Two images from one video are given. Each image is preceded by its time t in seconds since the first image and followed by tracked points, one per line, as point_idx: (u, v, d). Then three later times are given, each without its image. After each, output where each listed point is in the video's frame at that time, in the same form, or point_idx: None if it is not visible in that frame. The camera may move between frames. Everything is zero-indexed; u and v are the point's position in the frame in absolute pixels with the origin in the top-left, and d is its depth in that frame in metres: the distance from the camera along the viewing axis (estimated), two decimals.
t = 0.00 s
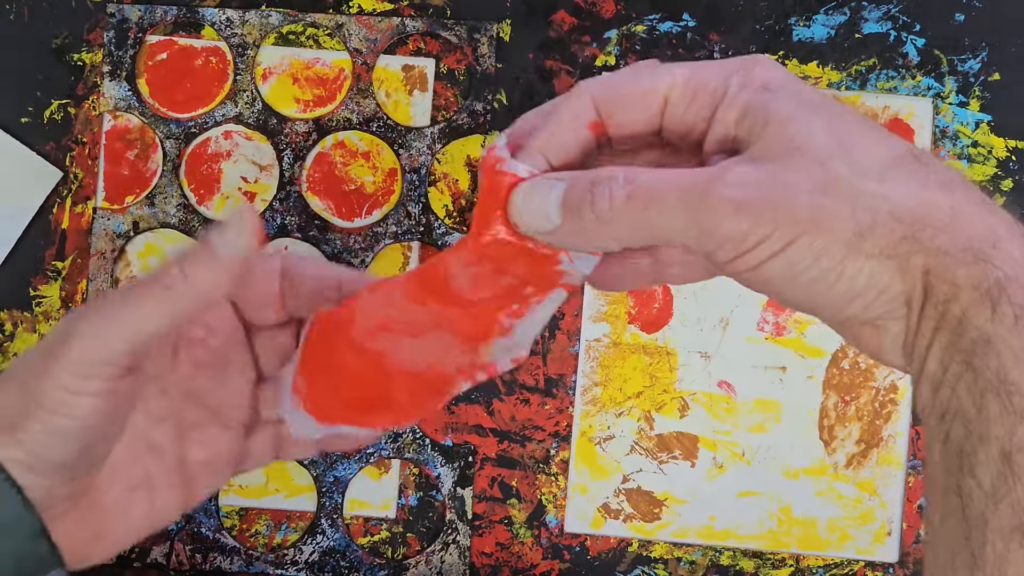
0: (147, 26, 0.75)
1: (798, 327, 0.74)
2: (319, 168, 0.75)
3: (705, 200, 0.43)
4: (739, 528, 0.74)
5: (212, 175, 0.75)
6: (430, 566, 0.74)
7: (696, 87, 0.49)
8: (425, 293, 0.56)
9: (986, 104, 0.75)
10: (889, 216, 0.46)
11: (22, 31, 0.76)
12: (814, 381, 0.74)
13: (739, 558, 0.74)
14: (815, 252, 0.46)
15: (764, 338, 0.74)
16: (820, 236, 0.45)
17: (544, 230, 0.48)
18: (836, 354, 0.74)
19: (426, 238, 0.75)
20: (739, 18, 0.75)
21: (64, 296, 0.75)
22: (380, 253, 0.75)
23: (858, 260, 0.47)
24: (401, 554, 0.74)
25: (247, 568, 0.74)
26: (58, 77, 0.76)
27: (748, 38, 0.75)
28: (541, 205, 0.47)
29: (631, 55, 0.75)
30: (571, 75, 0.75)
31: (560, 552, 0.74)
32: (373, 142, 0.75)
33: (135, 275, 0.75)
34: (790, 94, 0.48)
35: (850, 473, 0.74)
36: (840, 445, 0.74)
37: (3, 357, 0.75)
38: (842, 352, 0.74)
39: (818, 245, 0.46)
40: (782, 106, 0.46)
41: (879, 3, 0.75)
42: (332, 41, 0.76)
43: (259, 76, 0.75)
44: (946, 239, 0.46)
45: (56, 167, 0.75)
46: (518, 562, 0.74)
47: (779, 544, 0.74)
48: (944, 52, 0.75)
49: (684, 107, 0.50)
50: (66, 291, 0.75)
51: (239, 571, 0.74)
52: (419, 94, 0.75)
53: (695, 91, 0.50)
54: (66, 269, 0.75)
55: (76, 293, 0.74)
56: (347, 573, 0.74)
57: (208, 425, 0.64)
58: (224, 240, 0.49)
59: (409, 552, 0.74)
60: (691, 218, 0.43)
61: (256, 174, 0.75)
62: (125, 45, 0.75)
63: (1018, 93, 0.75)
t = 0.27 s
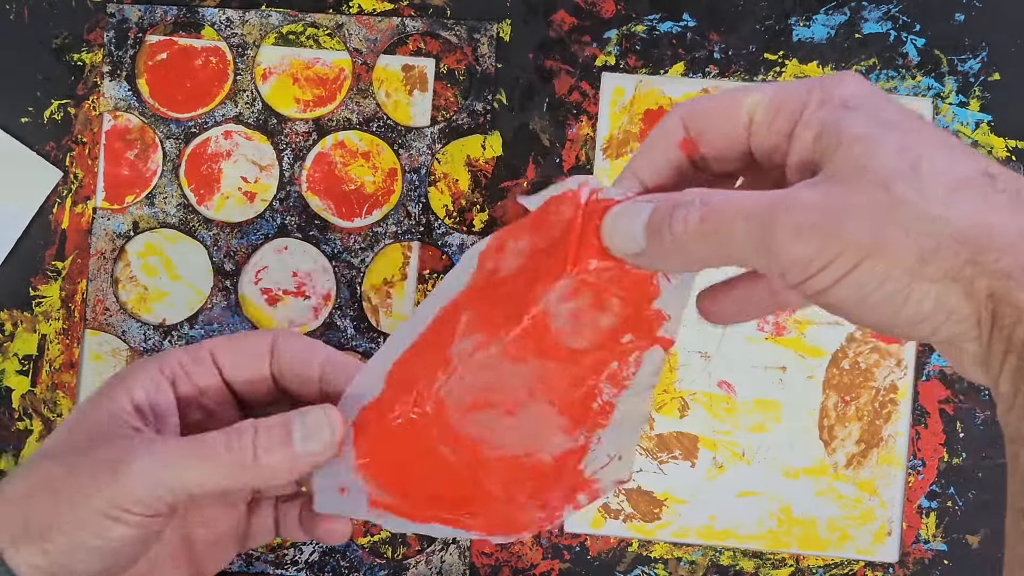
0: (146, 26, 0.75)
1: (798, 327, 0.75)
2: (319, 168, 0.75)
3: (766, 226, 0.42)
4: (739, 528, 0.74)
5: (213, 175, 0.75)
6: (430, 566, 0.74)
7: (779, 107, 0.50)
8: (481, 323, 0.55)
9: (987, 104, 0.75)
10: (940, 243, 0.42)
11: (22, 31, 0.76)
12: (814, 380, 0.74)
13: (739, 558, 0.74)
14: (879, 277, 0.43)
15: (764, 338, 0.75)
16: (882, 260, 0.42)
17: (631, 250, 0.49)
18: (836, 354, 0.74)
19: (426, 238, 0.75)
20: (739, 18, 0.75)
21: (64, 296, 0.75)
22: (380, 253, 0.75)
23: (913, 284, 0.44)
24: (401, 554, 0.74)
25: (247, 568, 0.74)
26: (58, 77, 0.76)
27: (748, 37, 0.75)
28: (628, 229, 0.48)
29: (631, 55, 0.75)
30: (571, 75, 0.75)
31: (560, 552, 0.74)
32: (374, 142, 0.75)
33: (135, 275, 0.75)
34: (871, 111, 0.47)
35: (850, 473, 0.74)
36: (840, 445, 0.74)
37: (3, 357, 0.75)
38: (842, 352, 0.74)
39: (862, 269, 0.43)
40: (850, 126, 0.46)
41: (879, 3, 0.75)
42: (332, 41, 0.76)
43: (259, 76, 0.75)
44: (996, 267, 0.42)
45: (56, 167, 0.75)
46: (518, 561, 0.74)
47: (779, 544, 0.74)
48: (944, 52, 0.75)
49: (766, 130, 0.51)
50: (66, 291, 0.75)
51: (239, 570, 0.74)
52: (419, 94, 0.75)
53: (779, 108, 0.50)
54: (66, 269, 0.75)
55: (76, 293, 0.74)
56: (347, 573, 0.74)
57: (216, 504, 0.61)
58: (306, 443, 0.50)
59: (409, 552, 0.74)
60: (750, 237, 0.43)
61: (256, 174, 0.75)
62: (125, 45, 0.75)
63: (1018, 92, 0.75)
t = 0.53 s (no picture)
0: (147, 26, 0.75)
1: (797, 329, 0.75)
2: (319, 168, 0.75)
3: (700, 286, 0.39)
4: (739, 528, 0.74)
5: (212, 175, 0.75)
6: (430, 566, 0.74)
7: (670, 190, 0.47)
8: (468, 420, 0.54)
9: (986, 104, 0.75)
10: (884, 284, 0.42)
11: (22, 31, 0.76)
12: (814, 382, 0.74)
13: (739, 558, 0.74)
14: (825, 322, 0.43)
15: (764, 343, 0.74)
16: (829, 303, 0.42)
17: (564, 358, 0.43)
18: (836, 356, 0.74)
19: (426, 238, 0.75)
20: (739, 18, 0.75)
21: (64, 296, 0.75)
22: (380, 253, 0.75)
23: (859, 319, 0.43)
24: (401, 554, 0.74)
25: (247, 568, 0.74)
26: (58, 77, 0.76)
27: (748, 37, 0.75)
28: (555, 335, 0.43)
29: (631, 55, 0.75)
30: (571, 75, 0.75)
31: (560, 551, 0.74)
32: (374, 142, 0.75)
33: (135, 275, 0.75)
34: (764, 178, 0.45)
35: (850, 473, 0.74)
36: (840, 445, 0.74)
37: (3, 357, 0.75)
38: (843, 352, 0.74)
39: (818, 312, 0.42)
40: (756, 194, 0.44)
41: (879, 3, 0.75)
42: (332, 41, 0.76)
43: (259, 76, 0.75)
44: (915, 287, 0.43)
45: (56, 167, 0.75)
46: (518, 562, 0.74)
47: (779, 544, 0.74)
48: (944, 52, 0.75)
49: (661, 217, 0.48)
50: (66, 291, 0.75)
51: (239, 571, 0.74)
52: (419, 94, 0.75)
53: (670, 195, 0.47)
54: (66, 269, 0.75)
55: (76, 293, 0.74)
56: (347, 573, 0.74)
57: (282, 459, 0.61)
58: (292, 310, 0.49)
59: (409, 552, 0.74)
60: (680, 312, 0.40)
61: (256, 174, 0.75)
62: (125, 45, 0.75)
63: (1018, 92, 0.75)
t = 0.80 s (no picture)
0: (147, 26, 0.75)
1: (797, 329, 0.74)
2: (319, 168, 0.75)
3: (686, 337, 0.42)
4: (739, 528, 0.74)
5: (213, 175, 0.75)
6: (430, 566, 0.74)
7: (642, 257, 0.53)
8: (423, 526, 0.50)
9: (986, 104, 0.75)
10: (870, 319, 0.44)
11: (21, 31, 0.76)
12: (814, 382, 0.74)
13: (739, 558, 0.74)
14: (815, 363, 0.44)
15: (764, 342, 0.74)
16: (813, 343, 0.43)
17: (555, 429, 0.43)
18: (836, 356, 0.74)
19: (426, 238, 0.75)
20: (739, 18, 0.75)
21: (64, 296, 0.75)
22: (381, 252, 0.75)
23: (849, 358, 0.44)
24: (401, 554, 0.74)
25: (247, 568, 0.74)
26: (58, 77, 0.76)
27: (748, 37, 0.75)
28: (545, 405, 0.43)
29: (631, 55, 0.75)
30: (571, 75, 0.75)
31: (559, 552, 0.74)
32: (374, 142, 0.75)
33: (135, 275, 0.75)
34: (733, 233, 0.50)
35: (850, 473, 0.74)
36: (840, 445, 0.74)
37: (3, 357, 0.75)
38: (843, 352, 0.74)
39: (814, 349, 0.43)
40: (727, 247, 0.49)
41: (879, 3, 0.75)
42: (332, 41, 0.76)
43: (259, 76, 0.75)
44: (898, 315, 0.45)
45: (56, 167, 0.75)
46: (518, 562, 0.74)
47: (779, 544, 0.74)
48: (944, 52, 0.75)
49: (637, 281, 0.54)
50: (66, 291, 0.75)
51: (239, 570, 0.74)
52: (419, 95, 0.75)
53: (641, 261, 0.53)
54: (66, 269, 0.75)
55: (76, 293, 0.74)
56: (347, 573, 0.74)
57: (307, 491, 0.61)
58: (360, 394, 0.45)
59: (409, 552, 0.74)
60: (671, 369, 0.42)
61: (256, 174, 0.75)
62: (125, 45, 0.75)
63: (1018, 93, 0.75)
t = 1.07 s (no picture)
0: (147, 26, 0.75)
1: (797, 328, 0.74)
2: (319, 168, 0.75)
3: (679, 369, 0.44)
4: (739, 527, 0.74)
5: (212, 175, 0.75)
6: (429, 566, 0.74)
7: (620, 308, 0.58)
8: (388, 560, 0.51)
9: (986, 104, 0.75)
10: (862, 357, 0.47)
11: (21, 31, 0.76)
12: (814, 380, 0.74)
13: (739, 558, 0.74)
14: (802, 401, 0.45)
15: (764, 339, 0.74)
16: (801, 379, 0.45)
17: (537, 462, 0.46)
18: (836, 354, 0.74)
19: (426, 238, 0.75)
20: (739, 18, 0.75)
21: (64, 296, 0.75)
22: (381, 253, 0.75)
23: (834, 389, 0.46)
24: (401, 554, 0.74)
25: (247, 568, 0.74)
26: (58, 77, 0.76)
27: (748, 37, 0.75)
28: (530, 440, 0.46)
29: (631, 55, 0.75)
30: (571, 75, 0.75)
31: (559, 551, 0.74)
32: (374, 142, 0.75)
33: (135, 275, 0.75)
34: (712, 281, 0.54)
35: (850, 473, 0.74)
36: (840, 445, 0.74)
37: (3, 357, 0.75)
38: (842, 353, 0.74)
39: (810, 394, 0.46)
40: (708, 294, 0.52)
41: (879, 3, 0.75)
42: (332, 41, 0.76)
43: (259, 76, 0.75)
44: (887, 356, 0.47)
45: (56, 167, 0.75)
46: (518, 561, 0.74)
47: (779, 544, 0.74)
48: (944, 52, 0.75)
49: (615, 329, 0.58)
50: (66, 291, 0.75)
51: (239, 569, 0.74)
52: (419, 95, 0.75)
53: (620, 311, 0.58)
54: (66, 269, 0.75)
55: (76, 293, 0.75)
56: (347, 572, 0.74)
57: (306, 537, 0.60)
58: (343, 479, 0.46)
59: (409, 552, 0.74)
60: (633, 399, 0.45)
61: (256, 174, 0.75)
62: (125, 45, 0.75)
63: (1018, 93, 0.75)
